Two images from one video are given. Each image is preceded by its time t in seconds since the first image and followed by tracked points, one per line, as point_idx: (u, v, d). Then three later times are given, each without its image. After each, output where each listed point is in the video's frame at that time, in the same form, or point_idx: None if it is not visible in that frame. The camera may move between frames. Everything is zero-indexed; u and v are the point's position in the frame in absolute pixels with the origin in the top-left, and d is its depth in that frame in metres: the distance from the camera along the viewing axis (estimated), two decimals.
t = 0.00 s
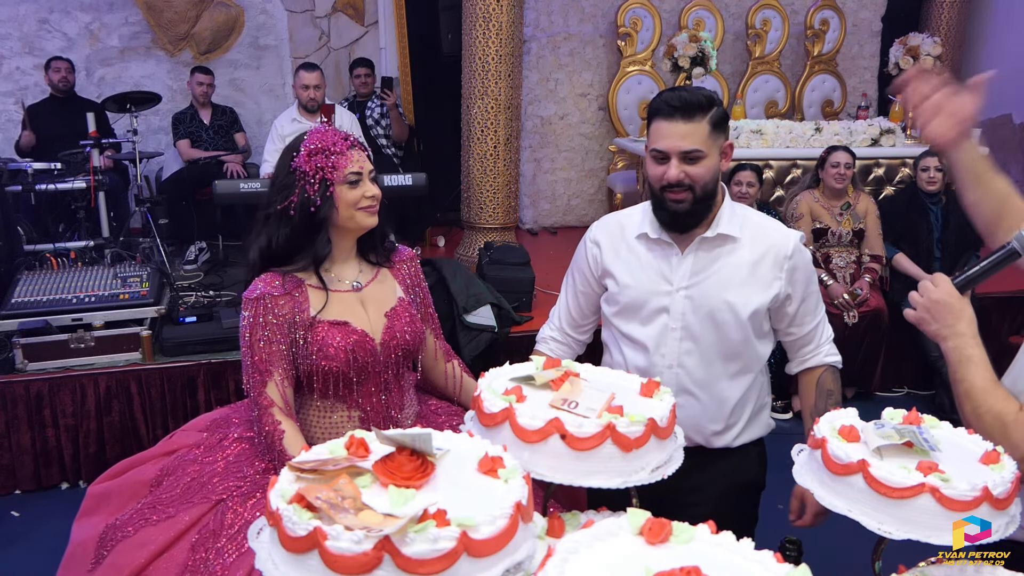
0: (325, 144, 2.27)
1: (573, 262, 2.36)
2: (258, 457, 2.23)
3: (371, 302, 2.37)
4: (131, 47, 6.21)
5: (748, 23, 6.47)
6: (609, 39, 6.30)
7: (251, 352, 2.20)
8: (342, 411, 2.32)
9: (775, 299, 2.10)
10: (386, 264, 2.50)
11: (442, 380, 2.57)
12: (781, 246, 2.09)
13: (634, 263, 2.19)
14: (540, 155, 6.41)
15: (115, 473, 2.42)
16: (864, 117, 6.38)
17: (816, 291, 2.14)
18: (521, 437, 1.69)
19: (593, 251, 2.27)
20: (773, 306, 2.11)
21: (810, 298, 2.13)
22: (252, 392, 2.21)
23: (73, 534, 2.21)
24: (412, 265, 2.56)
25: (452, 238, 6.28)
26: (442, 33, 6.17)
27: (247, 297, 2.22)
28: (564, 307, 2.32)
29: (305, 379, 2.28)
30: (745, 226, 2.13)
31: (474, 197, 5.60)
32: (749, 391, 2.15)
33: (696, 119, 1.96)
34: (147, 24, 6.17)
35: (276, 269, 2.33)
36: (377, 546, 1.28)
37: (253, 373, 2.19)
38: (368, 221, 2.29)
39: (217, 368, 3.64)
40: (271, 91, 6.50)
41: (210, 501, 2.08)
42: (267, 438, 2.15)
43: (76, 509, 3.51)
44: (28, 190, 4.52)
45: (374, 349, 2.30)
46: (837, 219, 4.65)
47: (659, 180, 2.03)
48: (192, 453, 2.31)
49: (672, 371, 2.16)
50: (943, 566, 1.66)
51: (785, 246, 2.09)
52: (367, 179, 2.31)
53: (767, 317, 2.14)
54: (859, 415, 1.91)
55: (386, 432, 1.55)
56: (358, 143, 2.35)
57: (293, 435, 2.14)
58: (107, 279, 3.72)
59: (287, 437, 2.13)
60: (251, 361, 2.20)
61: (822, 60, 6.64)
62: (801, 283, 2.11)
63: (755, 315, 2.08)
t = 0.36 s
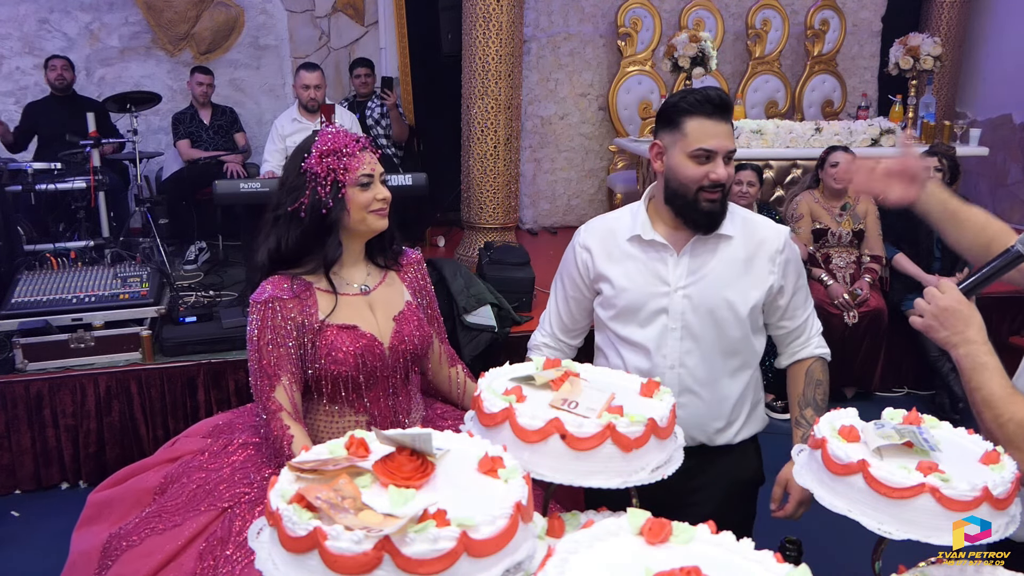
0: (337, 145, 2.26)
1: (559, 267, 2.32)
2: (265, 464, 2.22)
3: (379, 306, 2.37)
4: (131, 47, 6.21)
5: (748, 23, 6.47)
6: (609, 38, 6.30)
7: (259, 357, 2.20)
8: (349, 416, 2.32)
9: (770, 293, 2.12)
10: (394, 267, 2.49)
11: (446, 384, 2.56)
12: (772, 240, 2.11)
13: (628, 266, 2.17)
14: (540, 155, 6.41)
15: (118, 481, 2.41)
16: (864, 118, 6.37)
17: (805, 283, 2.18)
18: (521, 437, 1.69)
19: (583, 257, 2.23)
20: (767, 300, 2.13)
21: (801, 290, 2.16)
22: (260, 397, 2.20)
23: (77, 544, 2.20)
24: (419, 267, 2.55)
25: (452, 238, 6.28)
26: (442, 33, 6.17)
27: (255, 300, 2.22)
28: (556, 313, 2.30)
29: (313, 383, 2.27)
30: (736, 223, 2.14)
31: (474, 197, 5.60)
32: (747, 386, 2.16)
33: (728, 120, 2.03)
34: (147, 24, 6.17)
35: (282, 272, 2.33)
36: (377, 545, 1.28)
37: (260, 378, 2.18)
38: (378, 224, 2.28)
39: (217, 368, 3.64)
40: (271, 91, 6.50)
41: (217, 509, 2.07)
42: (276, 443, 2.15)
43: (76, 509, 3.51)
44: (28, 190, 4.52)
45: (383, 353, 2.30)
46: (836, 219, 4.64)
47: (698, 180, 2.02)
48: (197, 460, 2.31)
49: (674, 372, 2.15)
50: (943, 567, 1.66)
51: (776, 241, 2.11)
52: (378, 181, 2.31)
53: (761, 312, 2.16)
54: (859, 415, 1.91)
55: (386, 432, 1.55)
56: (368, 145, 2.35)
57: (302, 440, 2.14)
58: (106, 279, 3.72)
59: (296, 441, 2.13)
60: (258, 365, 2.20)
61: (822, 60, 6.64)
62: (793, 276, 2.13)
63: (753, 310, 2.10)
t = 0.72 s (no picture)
0: (337, 148, 2.25)
1: (552, 270, 2.31)
2: (269, 471, 2.22)
3: (380, 310, 2.37)
4: (131, 47, 6.21)
5: (748, 23, 6.47)
6: (609, 38, 6.30)
7: (262, 362, 2.19)
8: (352, 421, 2.33)
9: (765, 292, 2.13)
10: (394, 270, 2.50)
11: (446, 387, 2.57)
12: (766, 240, 2.13)
13: (624, 269, 2.16)
14: (540, 155, 6.41)
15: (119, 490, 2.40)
16: (864, 117, 6.37)
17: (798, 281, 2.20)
18: (521, 437, 1.69)
19: (577, 259, 2.22)
20: (762, 300, 2.15)
21: (794, 288, 2.18)
22: (263, 403, 2.20)
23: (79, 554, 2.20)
24: (419, 271, 2.56)
25: (452, 238, 6.28)
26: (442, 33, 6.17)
27: (257, 305, 2.21)
28: (550, 316, 2.30)
29: (316, 388, 2.27)
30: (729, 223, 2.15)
31: (474, 197, 5.60)
32: (743, 385, 2.18)
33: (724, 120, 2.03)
34: (147, 24, 6.17)
35: (283, 276, 2.33)
36: (377, 545, 1.28)
37: (264, 384, 2.18)
38: (377, 228, 2.28)
39: (217, 368, 3.64)
40: (271, 91, 6.50)
41: (220, 517, 2.07)
42: (279, 449, 2.14)
43: (76, 509, 3.51)
44: (28, 190, 4.51)
45: (386, 357, 2.30)
46: (837, 219, 4.65)
47: (694, 181, 2.01)
48: (199, 468, 2.30)
49: (674, 373, 2.14)
50: (942, 566, 1.66)
51: (770, 241, 2.13)
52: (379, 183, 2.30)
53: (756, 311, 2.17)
54: (859, 415, 1.91)
55: (387, 432, 1.55)
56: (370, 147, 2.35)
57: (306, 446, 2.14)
58: (107, 279, 3.72)
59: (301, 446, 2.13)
60: (261, 370, 2.19)
61: (822, 60, 6.64)
62: (785, 275, 2.16)
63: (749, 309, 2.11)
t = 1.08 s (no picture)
0: (337, 149, 2.25)
1: (552, 270, 2.31)
2: (269, 474, 2.22)
3: (380, 312, 2.38)
4: (131, 47, 6.21)
5: (748, 23, 6.47)
6: (609, 38, 6.30)
7: (262, 363, 2.19)
8: (353, 423, 2.33)
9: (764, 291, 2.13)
10: (393, 271, 2.50)
11: (447, 388, 2.57)
12: (765, 238, 2.13)
13: (624, 268, 2.16)
14: (540, 155, 6.41)
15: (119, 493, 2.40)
16: (864, 117, 6.37)
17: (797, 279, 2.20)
18: (521, 437, 1.69)
19: (577, 259, 2.22)
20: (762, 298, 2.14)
21: (794, 287, 2.18)
22: (264, 404, 2.20)
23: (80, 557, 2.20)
24: (419, 271, 2.56)
25: (452, 238, 6.28)
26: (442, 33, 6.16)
27: (257, 305, 2.21)
28: (550, 316, 2.30)
29: (316, 390, 2.27)
30: (728, 221, 2.15)
31: (474, 197, 5.60)
32: (743, 384, 2.17)
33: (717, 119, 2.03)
34: (146, 25, 6.17)
35: (282, 276, 2.32)
36: (377, 545, 1.28)
37: (265, 386, 2.18)
38: (377, 229, 2.28)
39: (217, 368, 3.64)
40: (271, 91, 6.50)
41: (221, 520, 2.06)
42: (281, 451, 2.14)
43: (77, 509, 3.51)
44: (28, 190, 4.51)
45: (386, 358, 2.31)
46: (837, 219, 4.65)
47: (688, 180, 2.01)
48: (199, 471, 2.30)
49: (674, 372, 2.14)
50: (942, 566, 1.66)
51: (769, 238, 2.13)
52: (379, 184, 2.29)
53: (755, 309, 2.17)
54: (859, 414, 1.91)
55: (387, 432, 1.55)
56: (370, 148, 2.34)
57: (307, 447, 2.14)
58: (107, 279, 3.73)
59: (303, 449, 2.13)
60: (262, 372, 2.19)
61: (822, 60, 6.64)
62: (785, 274, 2.15)
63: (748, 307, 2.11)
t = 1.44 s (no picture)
0: (339, 149, 2.25)
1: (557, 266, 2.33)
2: (270, 474, 2.22)
3: (381, 313, 2.38)
4: (131, 47, 6.21)
5: (748, 23, 6.47)
6: (609, 38, 6.30)
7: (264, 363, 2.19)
8: (354, 423, 2.33)
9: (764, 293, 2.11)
10: (395, 272, 2.50)
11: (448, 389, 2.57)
12: (767, 240, 2.11)
13: (622, 266, 2.17)
14: (540, 155, 6.41)
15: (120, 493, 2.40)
16: (863, 117, 6.38)
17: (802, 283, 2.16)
18: (521, 437, 1.69)
19: (578, 256, 2.24)
20: (761, 301, 2.13)
21: (798, 292, 2.15)
22: (265, 404, 2.20)
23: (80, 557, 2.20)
24: (421, 271, 2.55)
25: (452, 238, 6.29)
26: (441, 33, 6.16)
27: (259, 305, 2.21)
28: (553, 313, 2.31)
29: (318, 390, 2.28)
30: (729, 222, 2.13)
31: (474, 197, 5.60)
32: (741, 387, 2.17)
33: (687, 117, 1.96)
34: (146, 25, 6.17)
35: (285, 276, 2.32)
36: (377, 546, 1.28)
37: (266, 385, 2.18)
38: (381, 229, 2.29)
39: (217, 368, 3.64)
40: (271, 91, 6.50)
41: (221, 520, 2.06)
42: (282, 450, 2.14)
43: (76, 509, 3.51)
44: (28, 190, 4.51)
45: (387, 359, 2.31)
46: (836, 219, 4.65)
47: (645, 177, 2.03)
48: (199, 471, 2.30)
49: (668, 371, 2.15)
50: (943, 567, 1.66)
51: (771, 240, 2.10)
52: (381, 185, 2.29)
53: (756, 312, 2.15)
54: (858, 414, 1.91)
55: (387, 432, 1.55)
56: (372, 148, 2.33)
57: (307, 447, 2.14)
58: (107, 279, 3.73)
59: (304, 449, 2.12)
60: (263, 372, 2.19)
61: (822, 60, 6.64)
62: (788, 278, 2.12)
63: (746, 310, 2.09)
